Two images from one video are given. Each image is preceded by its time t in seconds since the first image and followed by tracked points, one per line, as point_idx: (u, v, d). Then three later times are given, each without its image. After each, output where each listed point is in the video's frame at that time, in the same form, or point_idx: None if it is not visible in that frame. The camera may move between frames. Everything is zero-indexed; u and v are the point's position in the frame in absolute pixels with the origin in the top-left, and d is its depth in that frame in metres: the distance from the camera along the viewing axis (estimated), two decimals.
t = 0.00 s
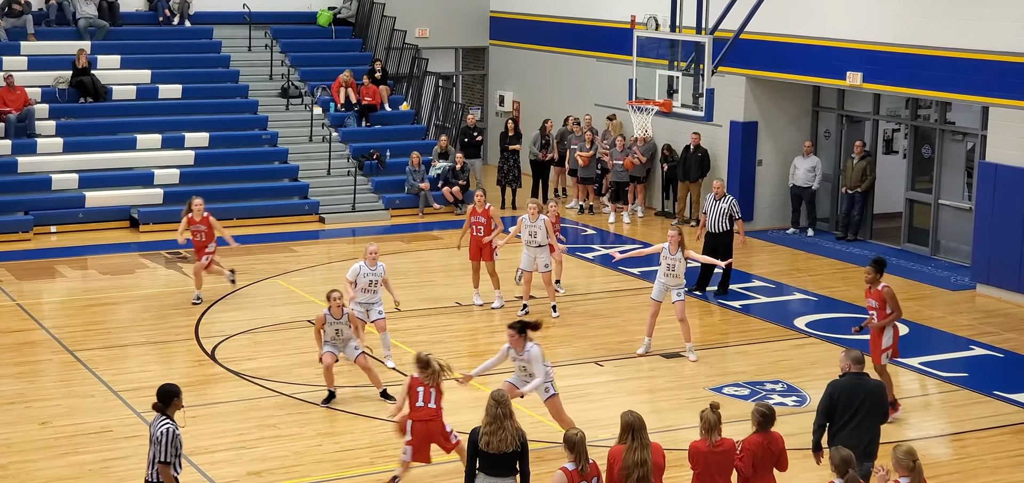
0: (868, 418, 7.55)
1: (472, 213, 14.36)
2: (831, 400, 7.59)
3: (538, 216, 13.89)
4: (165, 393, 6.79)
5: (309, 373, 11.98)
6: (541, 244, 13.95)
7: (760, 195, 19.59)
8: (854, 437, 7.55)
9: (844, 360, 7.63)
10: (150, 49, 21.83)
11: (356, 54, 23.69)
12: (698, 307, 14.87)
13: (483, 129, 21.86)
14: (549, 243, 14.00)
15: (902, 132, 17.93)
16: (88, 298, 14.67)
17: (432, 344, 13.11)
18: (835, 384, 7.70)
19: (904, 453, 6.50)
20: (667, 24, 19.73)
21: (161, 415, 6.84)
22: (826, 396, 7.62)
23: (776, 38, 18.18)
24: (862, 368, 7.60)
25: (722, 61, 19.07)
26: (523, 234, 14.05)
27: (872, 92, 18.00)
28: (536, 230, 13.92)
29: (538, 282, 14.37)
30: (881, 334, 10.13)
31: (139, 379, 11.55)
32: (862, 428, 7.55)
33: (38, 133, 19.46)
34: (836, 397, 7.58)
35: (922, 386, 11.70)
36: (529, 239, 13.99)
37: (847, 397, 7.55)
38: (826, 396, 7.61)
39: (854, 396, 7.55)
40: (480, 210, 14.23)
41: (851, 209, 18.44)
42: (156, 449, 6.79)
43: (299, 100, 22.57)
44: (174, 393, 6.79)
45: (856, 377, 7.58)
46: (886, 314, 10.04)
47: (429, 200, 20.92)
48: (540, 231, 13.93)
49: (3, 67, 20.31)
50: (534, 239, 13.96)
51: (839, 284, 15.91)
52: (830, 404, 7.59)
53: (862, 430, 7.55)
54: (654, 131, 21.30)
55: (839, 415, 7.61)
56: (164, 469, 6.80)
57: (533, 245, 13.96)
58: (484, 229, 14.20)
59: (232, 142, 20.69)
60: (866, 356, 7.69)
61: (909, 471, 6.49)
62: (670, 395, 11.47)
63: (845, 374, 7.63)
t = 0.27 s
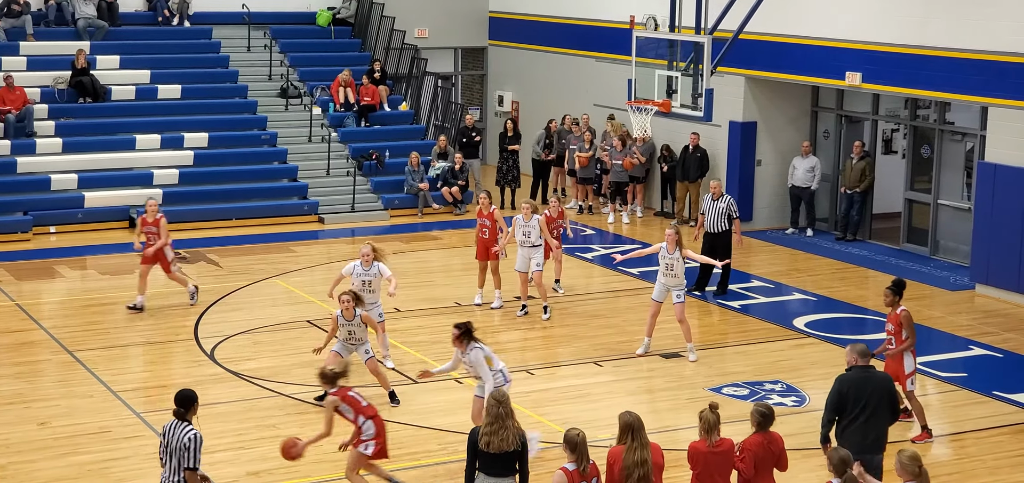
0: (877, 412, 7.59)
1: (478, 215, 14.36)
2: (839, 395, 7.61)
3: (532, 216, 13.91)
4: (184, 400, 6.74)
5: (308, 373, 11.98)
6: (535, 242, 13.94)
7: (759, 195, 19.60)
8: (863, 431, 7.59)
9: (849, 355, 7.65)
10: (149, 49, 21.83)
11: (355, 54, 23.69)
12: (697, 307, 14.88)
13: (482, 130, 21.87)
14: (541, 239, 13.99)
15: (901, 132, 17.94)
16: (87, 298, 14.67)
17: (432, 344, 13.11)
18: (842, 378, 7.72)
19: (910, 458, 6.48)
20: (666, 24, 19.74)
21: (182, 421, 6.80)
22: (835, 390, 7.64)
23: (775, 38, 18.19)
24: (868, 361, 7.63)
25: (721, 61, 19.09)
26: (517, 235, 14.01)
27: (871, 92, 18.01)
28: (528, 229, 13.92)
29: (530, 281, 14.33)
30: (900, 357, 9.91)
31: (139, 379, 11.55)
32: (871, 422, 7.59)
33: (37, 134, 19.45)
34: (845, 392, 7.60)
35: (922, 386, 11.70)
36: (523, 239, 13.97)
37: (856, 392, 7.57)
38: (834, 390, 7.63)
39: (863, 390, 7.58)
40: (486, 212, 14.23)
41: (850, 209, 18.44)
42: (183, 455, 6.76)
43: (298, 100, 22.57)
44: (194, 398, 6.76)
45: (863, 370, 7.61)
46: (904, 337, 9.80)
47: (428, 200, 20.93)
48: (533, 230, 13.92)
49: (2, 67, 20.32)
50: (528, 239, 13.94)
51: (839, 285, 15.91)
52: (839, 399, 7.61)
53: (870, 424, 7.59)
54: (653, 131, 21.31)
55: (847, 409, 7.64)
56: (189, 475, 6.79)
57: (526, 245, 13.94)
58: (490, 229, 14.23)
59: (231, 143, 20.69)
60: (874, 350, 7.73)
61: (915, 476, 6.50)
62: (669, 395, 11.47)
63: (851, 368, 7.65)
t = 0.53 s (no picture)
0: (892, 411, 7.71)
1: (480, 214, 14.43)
2: (860, 392, 7.68)
3: (530, 217, 13.88)
4: (198, 406, 6.88)
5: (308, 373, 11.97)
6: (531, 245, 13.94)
7: (759, 195, 19.59)
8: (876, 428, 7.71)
9: (862, 351, 7.72)
10: (149, 50, 21.82)
11: (355, 54, 23.69)
12: (697, 307, 14.87)
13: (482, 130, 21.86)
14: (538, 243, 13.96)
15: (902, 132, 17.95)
16: (87, 298, 14.67)
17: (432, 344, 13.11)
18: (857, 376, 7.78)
19: (910, 458, 6.48)
20: (666, 24, 19.75)
21: (198, 429, 6.87)
22: (854, 387, 7.69)
23: (775, 38, 18.20)
24: (881, 359, 7.73)
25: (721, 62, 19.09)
26: (516, 237, 14.00)
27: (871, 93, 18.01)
28: (524, 232, 13.92)
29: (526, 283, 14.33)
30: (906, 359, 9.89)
31: (139, 379, 11.55)
32: (886, 420, 7.71)
33: (37, 134, 19.44)
34: (864, 390, 7.68)
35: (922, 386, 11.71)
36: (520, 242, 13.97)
37: (875, 389, 7.66)
38: (854, 387, 7.68)
39: (882, 387, 7.68)
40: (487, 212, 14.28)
41: (850, 209, 18.44)
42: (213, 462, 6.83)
43: (298, 100, 22.56)
44: (203, 407, 6.91)
45: (878, 367, 7.71)
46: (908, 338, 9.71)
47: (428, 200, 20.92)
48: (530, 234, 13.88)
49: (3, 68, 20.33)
50: (524, 242, 13.93)
51: (839, 285, 15.91)
52: (860, 396, 7.67)
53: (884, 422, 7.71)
54: (653, 131, 21.30)
55: (866, 407, 7.72)
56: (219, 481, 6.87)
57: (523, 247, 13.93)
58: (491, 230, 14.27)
59: (231, 143, 20.68)
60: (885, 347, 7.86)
61: (915, 477, 6.50)
62: (669, 395, 11.47)
63: (866, 365, 7.73)
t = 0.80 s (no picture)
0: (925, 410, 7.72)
1: (487, 214, 14.42)
2: (904, 391, 7.60)
3: (536, 219, 13.88)
4: (207, 409, 6.77)
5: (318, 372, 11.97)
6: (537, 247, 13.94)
7: (771, 196, 19.56)
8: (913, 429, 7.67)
9: (895, 350, 7.60)
10: (160, 49, 21.86)
11: (366, 54, 23.70)
12: (708, 308, 14.84)
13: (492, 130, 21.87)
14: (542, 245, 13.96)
15: (914, 134, 17.90)
16: (99, 296, 14.69)
17: (443, 344, 13.10)
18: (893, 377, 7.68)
19: (927, 460, 6.38)
20: (677, 24, 19.73)
21: (208, 432, 6.72)
22: (897, 386, 7.60)
23: (787, 39, 18.17)
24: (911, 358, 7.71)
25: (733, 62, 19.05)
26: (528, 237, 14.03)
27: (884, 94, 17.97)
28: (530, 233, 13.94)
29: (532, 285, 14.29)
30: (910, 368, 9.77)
31: (150, 377, 11.56)
32: (922, 419, 7.69)
33: (49, 132, 19.49)
34: (910, 390, 7.60)
35: (934, 389, 11.67)
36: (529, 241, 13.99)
37: (919, 388, 7.63)
38: (897, 387, 7.60)
39: (921, 386, 7.66)
40: (494, 211, 14.29)
41: (862, 210, 18.40)
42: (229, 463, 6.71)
43: (309, 100, 22.58)
44: (212, 410, 6.81)
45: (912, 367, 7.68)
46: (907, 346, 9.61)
47: (438, 200, 20.92)
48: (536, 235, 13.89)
49: (14, 66, 20.38)
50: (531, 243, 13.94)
51: (851, 287, 15.86)
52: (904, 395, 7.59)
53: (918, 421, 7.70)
54: (664, 131, 21.28)
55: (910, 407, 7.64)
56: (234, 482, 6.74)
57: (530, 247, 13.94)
58: (499, 229, 14.27)
59: (242, 142, 20.71)
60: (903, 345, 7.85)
61: (930, 479, 6.36)
62: (681, 396, 11.45)
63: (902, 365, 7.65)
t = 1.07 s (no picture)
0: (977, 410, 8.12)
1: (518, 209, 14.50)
2: (961, 392, 8.00)
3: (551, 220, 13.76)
4: (224, 417, 6.94)
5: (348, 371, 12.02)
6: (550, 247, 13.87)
7: (802, 197, 19.43)
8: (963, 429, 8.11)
9: (952, 353, 7.96)
10: (192, 48, 21.99)
11: (396, 53, 23.76)
12: (739, 309, 14.77)
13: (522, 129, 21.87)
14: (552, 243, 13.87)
15: (947, 134, 17.73)
16: (131, 294, 14.82)
17: (472, 344, 13.11)
18: (948, 378, 8.06)
19: (952, 460, 6.31)
20: (708, 24, 19.66)
21: (226, 439, 6.89)
22: (954, 387, 8.00)
23: (819, 39, 18.06)
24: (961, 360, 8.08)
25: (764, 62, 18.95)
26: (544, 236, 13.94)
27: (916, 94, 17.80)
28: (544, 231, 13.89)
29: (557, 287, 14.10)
30: (922, 371, 9.60)
31: (181, 375, 11.64)
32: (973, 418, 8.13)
33: (82, 131, 19.68)
34: (967, 391, 8.00)
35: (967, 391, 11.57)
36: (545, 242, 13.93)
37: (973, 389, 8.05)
38: (954, 389, 7.99)
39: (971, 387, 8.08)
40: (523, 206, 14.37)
41: (894, 211, 18.26)
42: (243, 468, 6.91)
43: (339, 99, 22.65)
44: (228, 417, 6.98)
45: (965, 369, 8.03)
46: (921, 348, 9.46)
47: (468, 200, 20.94)
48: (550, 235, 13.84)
49: (48, 66, 20.58)
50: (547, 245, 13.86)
51: (882, 288, 15.74)
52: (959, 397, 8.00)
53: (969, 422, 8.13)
54: (695, 131, 21.20)
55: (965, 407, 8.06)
56: None
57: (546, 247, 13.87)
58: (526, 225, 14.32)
59: (273, 141, 20.82)
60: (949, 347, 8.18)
61: (956, 480, 6.29)
62: (711, 397, 11.40)
63: (956, 367, 8.01)
